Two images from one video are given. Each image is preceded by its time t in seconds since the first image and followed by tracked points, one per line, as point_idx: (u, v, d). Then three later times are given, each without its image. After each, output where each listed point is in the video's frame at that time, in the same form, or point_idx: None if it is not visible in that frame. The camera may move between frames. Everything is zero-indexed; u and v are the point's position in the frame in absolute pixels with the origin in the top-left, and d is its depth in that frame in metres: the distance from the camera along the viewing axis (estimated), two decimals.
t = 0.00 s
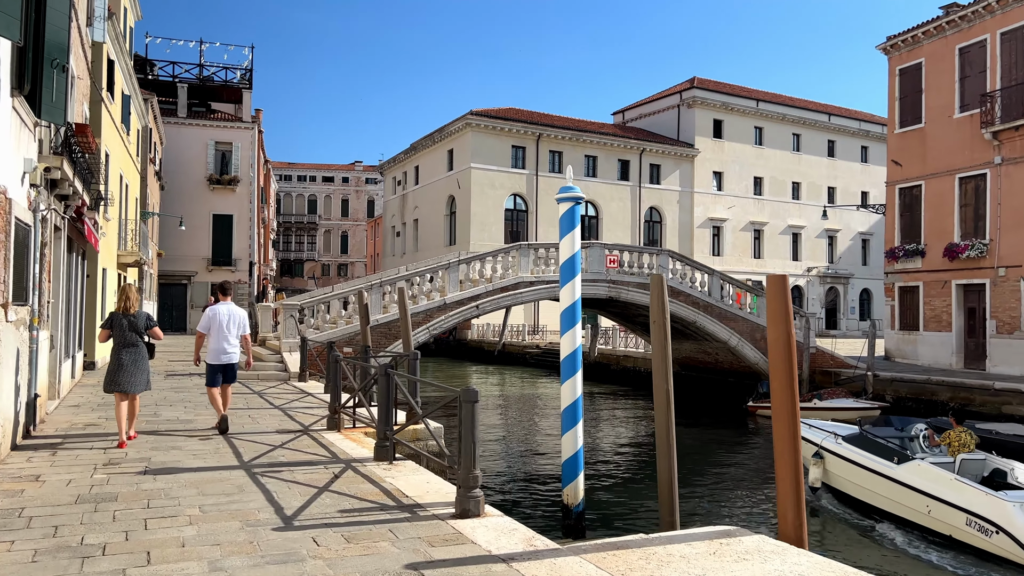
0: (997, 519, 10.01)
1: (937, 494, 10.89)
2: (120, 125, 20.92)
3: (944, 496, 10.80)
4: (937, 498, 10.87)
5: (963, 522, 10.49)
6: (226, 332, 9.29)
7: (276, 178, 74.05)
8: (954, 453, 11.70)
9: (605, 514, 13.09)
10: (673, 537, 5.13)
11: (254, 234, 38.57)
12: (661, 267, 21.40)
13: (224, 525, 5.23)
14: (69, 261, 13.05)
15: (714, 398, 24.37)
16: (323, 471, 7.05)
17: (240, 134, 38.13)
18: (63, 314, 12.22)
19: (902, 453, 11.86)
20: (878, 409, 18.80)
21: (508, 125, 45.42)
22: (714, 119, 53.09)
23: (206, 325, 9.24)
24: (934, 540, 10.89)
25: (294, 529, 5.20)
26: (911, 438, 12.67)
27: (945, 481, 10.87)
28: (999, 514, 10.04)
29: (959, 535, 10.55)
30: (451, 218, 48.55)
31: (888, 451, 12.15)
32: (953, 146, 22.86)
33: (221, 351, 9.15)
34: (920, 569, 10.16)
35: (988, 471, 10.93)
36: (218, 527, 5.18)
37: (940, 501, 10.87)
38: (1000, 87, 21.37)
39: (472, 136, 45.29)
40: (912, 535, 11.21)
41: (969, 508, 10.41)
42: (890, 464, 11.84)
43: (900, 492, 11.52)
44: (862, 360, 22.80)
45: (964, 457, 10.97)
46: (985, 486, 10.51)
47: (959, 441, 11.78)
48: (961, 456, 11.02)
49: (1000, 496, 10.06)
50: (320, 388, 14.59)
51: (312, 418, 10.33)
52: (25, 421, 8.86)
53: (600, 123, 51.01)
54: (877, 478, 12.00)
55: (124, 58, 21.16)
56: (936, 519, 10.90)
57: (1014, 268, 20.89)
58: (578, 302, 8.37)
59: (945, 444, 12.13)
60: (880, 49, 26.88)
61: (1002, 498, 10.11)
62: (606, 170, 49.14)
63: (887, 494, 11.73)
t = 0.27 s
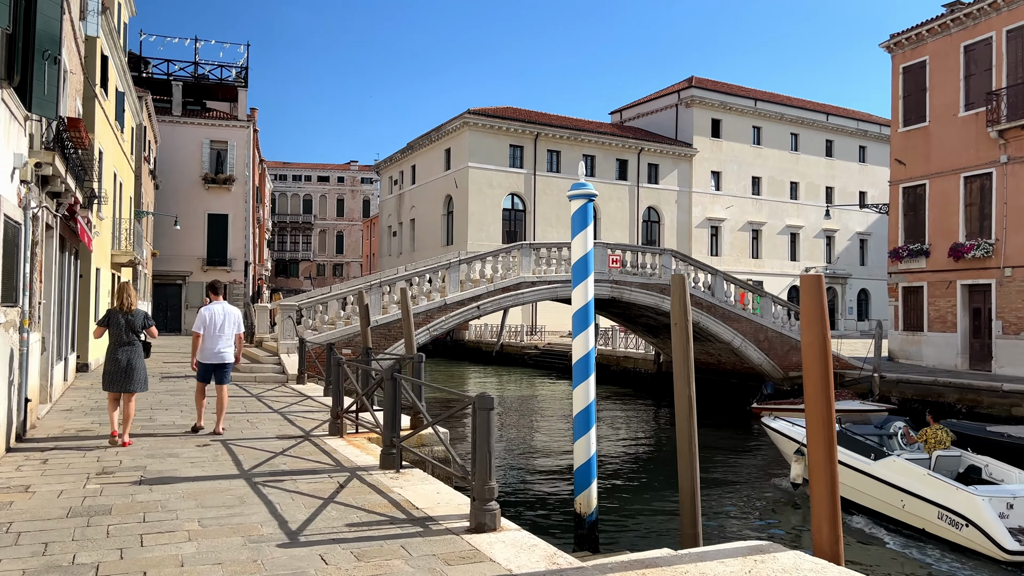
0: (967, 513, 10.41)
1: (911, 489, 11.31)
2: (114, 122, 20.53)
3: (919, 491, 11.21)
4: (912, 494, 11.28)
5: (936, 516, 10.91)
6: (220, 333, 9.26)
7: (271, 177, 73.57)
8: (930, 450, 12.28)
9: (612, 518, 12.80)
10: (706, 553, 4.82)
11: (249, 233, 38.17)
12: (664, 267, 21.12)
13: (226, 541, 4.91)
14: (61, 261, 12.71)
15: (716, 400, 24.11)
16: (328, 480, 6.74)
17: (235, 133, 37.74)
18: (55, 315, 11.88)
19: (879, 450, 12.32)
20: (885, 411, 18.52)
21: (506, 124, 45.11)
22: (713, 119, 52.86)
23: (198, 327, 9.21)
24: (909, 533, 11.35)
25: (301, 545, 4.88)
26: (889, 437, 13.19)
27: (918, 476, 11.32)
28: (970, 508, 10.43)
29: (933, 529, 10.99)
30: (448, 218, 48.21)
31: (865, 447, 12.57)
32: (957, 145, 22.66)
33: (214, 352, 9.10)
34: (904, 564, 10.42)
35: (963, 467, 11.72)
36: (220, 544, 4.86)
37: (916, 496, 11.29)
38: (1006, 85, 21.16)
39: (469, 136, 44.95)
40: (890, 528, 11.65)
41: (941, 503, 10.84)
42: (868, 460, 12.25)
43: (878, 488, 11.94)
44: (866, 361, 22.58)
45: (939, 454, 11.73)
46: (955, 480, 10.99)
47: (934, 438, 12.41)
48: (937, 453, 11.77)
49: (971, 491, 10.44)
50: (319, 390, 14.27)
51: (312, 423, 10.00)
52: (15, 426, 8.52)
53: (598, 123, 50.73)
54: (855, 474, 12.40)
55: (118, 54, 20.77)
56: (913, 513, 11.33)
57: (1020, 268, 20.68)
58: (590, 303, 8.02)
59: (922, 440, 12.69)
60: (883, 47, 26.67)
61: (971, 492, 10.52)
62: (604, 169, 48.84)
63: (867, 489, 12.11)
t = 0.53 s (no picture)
0: (934, 505, 10.72)
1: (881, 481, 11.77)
2: (104, 119, 20.12)
3: (888, 482, 11.57)
4: (882, 486, 11.62)
5: (904, 507, 11.28)
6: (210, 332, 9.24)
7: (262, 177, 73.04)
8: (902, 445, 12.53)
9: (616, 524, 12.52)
10: (737, 565, 4.56)
11: (241, 233, 37.75)
12: (664, 267, 20.88)
13: (227, 555, 4.61)
14: (51, 259, 12.36)
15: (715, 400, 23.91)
16: (330, 487, 6.45)
17: (227, 132, 37.31)
18: (45, 315, 11.54)
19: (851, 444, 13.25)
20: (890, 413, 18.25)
21: (500, 123, 44.83)
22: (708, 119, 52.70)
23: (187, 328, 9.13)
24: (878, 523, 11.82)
25: (307, 558, 4.60)
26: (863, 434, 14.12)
27: (887, 468, 11.73)
28: (937, 500, 10.75)
29: (903, 520, 11.32)
30: (442, 218, 47.88)
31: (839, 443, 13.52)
32: (958, 144, 22.55)
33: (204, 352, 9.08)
34: (884, 557, 10.53)
35: (933, 461, 12.25)
36: (221, 558, 4.56)
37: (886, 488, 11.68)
38: (1007, 84, 21.03)
39: (463, 135, 44.65)
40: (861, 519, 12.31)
41: (910, 494, 11.16)
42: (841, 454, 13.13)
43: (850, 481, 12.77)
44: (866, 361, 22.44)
45: (911, 449, 12.26)
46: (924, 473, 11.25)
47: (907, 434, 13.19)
48: (909, 445, 12.28)
49: (937, 483, 10.77)
50: (316, 392, 13.96)
51: (312, 426, 9.69)
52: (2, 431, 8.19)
53: (592, 122, 50.49)
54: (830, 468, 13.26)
55: (109, 48, 20.38)
56: (885, 504, 11.71)
57: (1021, 268, 20.56)
58: (602, 303, 7.71)
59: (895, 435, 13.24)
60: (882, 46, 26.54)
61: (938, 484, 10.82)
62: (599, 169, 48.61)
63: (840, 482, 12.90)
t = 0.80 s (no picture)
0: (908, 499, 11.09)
1: (860, 477, 12.06)
2: (100, 115, 19.80)
3: (867, 479, 11.94)
4: (862, 481, 11.98)
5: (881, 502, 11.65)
6: (200, 331, 9.61)
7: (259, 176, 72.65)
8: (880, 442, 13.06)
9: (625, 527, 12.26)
10: None
11: (239, 232, 37.39)
12: (668, 267, 20.60)
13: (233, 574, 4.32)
14: (45, 258, 12.05)
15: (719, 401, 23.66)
16: (337, 496, 6.16)
17: (225, 130, 36.96)
18: (38, 316, 11.23)
19: (833, 441, 13.18)
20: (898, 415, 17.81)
21: (500, 122, 44.52)
22: (708, 118, 52.44)
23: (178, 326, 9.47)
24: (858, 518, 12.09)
25: None
26: (846, 429, 14.23)
27: (865, 464, 12.06)
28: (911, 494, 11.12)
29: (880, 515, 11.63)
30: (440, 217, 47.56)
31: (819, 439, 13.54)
32: (964, 142, 22.33)
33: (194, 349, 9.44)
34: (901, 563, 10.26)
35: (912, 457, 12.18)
36: None
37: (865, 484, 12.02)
38: (1015, 81, 20.80)
39: (463, 133, 44.34)
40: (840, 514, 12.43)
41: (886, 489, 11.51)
42: (822, 450, 13.07)
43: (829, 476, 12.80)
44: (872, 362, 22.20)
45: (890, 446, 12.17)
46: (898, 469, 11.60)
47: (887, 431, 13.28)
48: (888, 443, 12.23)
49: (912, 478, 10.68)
50: (316, 394, 13.66)
51: (314, 430, 9.38)
52: None
53: (592, 121, 50.21)
54: (810, 463, 13.26)
55: (105, 44, 20.05)
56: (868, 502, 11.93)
57: None
58: (617, 303, 7.43)
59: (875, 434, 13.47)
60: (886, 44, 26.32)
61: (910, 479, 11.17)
62: (599, 168, 48.33)
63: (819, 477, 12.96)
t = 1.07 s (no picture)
0: (884, 493, 11.22)
1: (837, 472, 12.15)
2: (98, 113, 19.51)
3: (844, 473, 12.09)
4: (839, 475, 12.13)
5: (858, 495, 11.78)
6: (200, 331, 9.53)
7: (257, 177, 72.36)
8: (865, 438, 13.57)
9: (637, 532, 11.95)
10: None
11: (237, 232, 37.09)
12: (674, 267, 20.35)
13: None
14: (41, 257, 11.76)
15: (724, 403, 23.40)
16: (347, 504, 5.91)
17: (224, 130, 36.67)
18: (34, 315, 10.95)
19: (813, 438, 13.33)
20: (909, 417, 17.34)
21: (500, 122, 44.26)
22: (708, 118, 52.23)
23: (178, 325, 9.38)
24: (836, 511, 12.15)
25: None
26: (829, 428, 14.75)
27: (843, 458, 12.19)
28: (887, 488, 11.26)
29: (859, 509, 11.76)
30: (440, 217, 47.31)
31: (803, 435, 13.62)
32: (971, 141, 22.12)
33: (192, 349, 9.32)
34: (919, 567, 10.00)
35: (893, 452, 12.36)
36: None
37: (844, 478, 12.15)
38: None
39: (463, 133, 44.08)
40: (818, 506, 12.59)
41: (863, 483, 11.68)
42: (803, 446, 13.01)
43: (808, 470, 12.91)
44: (879, 363, 21.95)
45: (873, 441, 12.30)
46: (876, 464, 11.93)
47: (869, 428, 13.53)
48: (870, 439, 12.39)
49: (889, 473, 11.27)
50: (319, 396, 13.38)
51: (318, 434, 9.10)
52: None
53: (593, 121, 49.96)
54: (790, 459, 13.37)
55: (103, 41, 19.77)
56: (839, 493, 12.18)
57: None
58: (634, 301, 7.14)
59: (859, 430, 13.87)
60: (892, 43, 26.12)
61: (889, 473, 11.40)
62: (599, 169, 48.07)
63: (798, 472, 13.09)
